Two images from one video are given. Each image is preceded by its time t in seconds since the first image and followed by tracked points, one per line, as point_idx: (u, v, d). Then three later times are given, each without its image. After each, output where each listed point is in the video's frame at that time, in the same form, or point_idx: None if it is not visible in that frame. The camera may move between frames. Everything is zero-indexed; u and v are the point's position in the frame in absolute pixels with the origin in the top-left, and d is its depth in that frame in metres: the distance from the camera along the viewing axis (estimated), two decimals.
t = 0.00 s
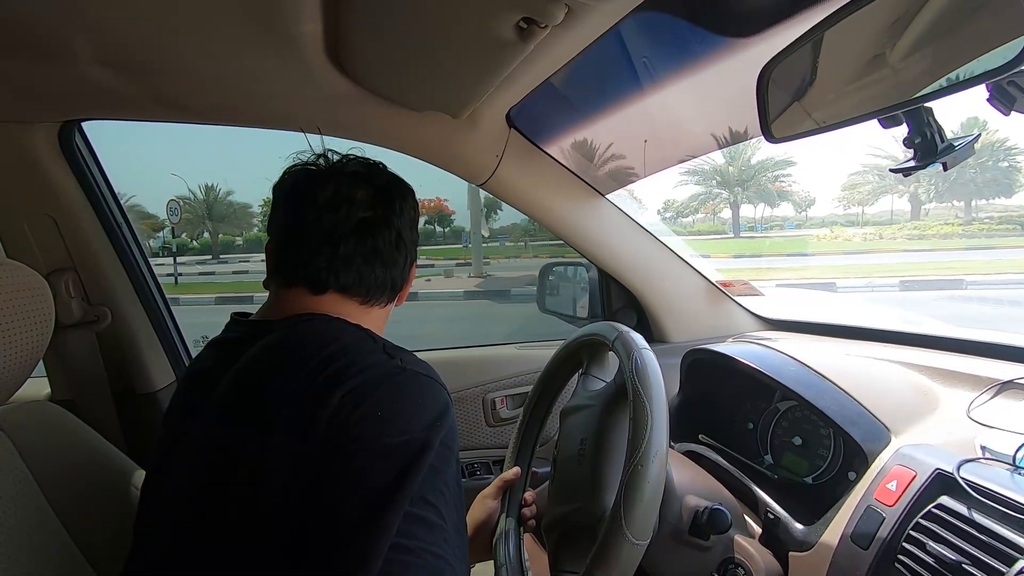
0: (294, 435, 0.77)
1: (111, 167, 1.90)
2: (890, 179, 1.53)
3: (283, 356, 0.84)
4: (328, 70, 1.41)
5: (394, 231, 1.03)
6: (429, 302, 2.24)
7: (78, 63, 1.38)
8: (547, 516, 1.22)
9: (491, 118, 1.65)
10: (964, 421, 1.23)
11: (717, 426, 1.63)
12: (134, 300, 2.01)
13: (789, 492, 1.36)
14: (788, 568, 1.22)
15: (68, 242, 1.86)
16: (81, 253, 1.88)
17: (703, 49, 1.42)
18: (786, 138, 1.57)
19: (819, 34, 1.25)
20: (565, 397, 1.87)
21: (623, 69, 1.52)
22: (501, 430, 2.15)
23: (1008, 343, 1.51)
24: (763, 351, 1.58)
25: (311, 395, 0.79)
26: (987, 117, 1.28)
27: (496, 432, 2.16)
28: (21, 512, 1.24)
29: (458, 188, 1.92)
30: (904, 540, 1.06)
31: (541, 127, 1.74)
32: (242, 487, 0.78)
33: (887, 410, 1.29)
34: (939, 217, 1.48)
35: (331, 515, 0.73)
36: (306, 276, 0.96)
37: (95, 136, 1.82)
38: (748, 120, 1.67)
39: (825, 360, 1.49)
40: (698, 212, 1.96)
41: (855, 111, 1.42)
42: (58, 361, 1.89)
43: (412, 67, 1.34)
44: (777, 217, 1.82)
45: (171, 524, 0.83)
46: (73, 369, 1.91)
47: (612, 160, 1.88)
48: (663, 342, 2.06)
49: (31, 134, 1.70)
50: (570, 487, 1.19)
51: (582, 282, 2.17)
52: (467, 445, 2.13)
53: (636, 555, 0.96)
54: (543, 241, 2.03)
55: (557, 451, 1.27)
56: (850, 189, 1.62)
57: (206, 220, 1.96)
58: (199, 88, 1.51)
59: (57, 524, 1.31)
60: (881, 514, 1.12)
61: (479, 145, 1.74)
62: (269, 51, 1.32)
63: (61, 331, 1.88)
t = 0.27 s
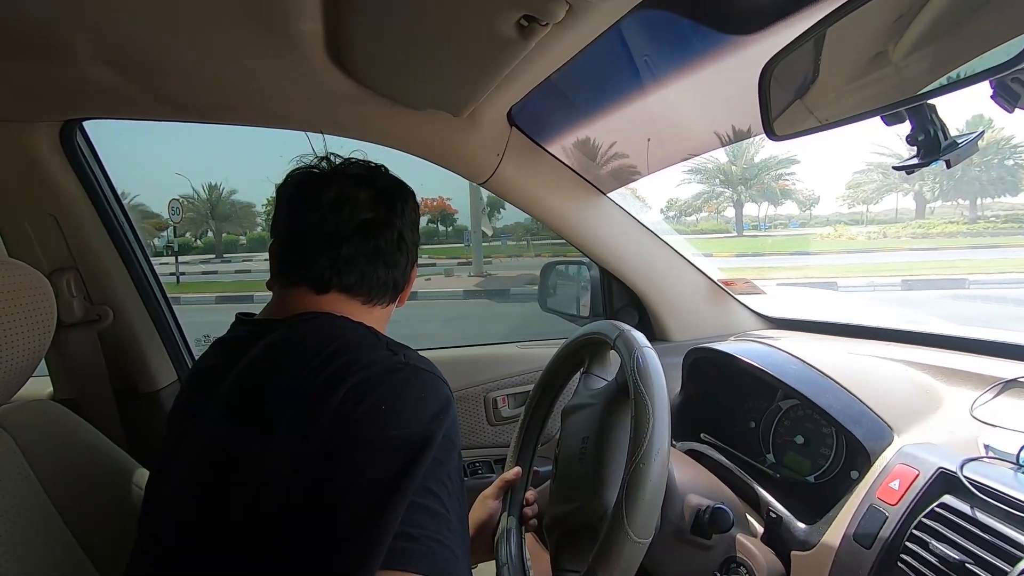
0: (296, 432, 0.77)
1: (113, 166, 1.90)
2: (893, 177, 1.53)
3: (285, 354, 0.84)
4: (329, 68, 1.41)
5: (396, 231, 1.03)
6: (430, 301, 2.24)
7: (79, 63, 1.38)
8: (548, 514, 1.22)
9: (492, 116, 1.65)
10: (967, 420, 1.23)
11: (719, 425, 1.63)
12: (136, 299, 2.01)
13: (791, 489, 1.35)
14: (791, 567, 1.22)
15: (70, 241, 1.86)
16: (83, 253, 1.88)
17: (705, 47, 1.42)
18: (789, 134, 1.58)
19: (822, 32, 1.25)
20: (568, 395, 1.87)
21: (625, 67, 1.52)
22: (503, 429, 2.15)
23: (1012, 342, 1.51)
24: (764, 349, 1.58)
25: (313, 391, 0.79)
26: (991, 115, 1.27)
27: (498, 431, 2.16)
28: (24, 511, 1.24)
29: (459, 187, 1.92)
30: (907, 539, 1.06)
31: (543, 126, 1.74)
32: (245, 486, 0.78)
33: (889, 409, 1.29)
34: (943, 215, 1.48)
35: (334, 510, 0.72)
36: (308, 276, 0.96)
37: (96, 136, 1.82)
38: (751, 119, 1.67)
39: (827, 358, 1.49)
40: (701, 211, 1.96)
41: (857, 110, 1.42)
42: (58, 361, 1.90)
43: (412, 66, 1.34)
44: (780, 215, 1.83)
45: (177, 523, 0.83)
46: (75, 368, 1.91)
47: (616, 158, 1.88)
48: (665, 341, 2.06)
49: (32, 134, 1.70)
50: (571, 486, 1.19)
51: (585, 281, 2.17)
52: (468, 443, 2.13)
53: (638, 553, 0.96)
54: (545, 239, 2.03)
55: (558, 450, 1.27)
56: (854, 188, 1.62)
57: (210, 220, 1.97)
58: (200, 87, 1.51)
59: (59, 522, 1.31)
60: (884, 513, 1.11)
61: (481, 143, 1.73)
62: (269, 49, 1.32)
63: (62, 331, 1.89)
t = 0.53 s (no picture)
0: (289, 430, 0.77)
1: (113, 164, 1.90)
2: (898, 175, 1.52)
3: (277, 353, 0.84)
4: (327, 64, 1.40)
5: (379, 223, 1.01)
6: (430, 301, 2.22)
7: (78, 61, 1.38)
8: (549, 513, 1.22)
9: (493, 114, 1.64)
10: (970, 419, 1.22)
11: (720, 424, 1.63)
12: (137, 298, 2.01)
13: (794, 490, 1.35)
14: (793, 568, 1.21)
15: (69, 240, 1.86)
16: (83, 250, 1.88)
17: (706, 44, 1.41)
18: (793, 130, 1.55)
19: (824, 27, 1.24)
20: (569, 393, 1.87)
21: (625, 64, 1.51)
22: (504, 428, 2.15)
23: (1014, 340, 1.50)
24: (766, 347, 1.57)
25: (305, 390, 0.79)
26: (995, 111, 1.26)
27: (499, 430, 2.15)
28: (24, 511, 1.24)
29: (460, 185, 1.92)
30: (910, 539, 1.05)
31: (544, 124, 1.73)
32: (242, 484, 0.77)
33: (892, 407, 1.28)
34: (948, 214, 1.46)
35: (327, 508, 0.72)
36: (290, 276, 0.97)
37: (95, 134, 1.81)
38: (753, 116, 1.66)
39: (830, 357, 1.48)
40: (704, 209, 1.94)
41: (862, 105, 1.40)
42: (58, 360, 1.90)
43: (412, 63, 1.34)
44: (784, 214, 1.81)
45: (178, 522, 0.83)
46: (76, 366, 1.91)
47: (620, 156, 1.88)
48: (666, 340, 2.05)
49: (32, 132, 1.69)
50: (572, 485, 1.18)
51: (585, 278, 2.17)
52: (469, 442, 2.12)
53: (639, 553, 0.96)
54: (547, 237, 2.03)
55: (558, 449, 1.26)
56: (859, 185, 1.59)
57: (212, 219, 2.00)
58: (199, 85, 1.50)
59: (60, 522, 1.31)
60: (887, 512, 1.11)
61: (481, 140, 1.72)
62: (269, 47, 1.31)
63: (62, 330, 1.89)
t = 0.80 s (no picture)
0: (258, 435, 0.76)
1: (112, 162, 1.90)
2: (899, 174, 1.53)
3: (252, 357, 0.84)
4: (326, 62, 1.39)
5: (325, 211, 1.02)
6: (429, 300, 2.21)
7: (76, 58, 1.37)
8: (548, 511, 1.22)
9: (492, 111, 1.64)
10: (970, 417, 1.22)
11: (720, 423, 1.62)
12: (136, 296, 2.01)
13: (794, 489, 1.35)
14: (793, 566, 1.21)
15: (68, 238, 1.86)
16: (82, 249, 1.88)
17: (705, 41, 1.41)
18: (791, 128, 1.56)
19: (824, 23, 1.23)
20: (569, 391, 1.86)
21: (624, 61, 1.50)
22: (503, 426, 2.15)
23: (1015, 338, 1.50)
24: (765, 345, 1.57)
25: (275, 395, 0.79)
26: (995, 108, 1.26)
27: (498, 428, 2.15)
28: (23, 509, 1.24)
29: (459, 183, 1.92)
30: (910, 537, 1.05)
31: (542, 122, 1.73)
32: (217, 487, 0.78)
33: (893, 405, 1.28)
34: (949, 211, 1.46)
35: (292, 516, 0.72)
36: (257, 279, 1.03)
37: (94, 131, 1.81)
38: (754, 113, 1.65)
39: (829, 355, 1.48)
40: (704, 207, 1.95)
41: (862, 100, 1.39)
42: (57, 358, 1.90)
43: (410, 61, 1.33)
44: (784, 212, 1.81)
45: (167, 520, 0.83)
46: (76, 365, 1.91)
47: (620, 154, 1.88)
48: (666, 338, 2.05)
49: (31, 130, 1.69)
50: (571, 482, 1.18)
51: (585, 276, 2.16)
52: (469, 440, 2.12)
53: (638, 552, 0.96)
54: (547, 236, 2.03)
55: (557, 447, 1.26)
56: (859, 183, 1.59)
57: (213, 218, 2.00)
58: (198, 83, 1.50)
59: (58, 520, 1.31)
60: (886, 510, 1.11)
61: (481, 136, 1.72)
62: (267, 45, 1.31)
63: (61, 328, 1.89)
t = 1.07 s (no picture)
0: (235, 446, 0.76)
1: (112, 159, 1.90)
2: (900, 171, 1.51)
3: (232, 367, 0.84)
4: (327, 59, 1.39)
5: (298, 207, 1.01)
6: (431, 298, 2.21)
7: (77, 56, 1.37)
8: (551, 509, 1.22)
9: (494, 108, 1.64)
10: (975, 413, 1.21)
11: (723, 420, 1.63)
12: (138, 294, 2.01)
13: (799, 486, 1.35)
14: (796, 563, 1.21)
15: (69, 237, 1.86)
16: (83, 247, 1.88)
17: (706, 37, 1.41)
18: (794, 124, 1.55)
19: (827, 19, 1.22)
20: (570, 389, 1.86)
21: (624, 58, 1.50)
22: (506, 424, 2.15)
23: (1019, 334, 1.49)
24: (767, 342, 1.57)
25: (255, 407, 0.79)
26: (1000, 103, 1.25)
27: (501, 425, 2.15)
28: (26, 507, 1.24)
29: (461, 180, 1.92)
30: (914, 533, 1.05)
31: (544, 119, 1.73)
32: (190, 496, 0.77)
33: (897, 402, 1.28)
34: (950, 209, 1.46)
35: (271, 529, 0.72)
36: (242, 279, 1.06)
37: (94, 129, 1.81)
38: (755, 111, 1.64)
39: (831, 352, 1.48)
40: (705, 206, 1.94)
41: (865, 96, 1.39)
42: (59, 357, 1.90)
43: (411, 58, 1.33)
44: (785, 209, 1.80)
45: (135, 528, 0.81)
46: (78, 364, 1.91)
47: (621, 152, 1.87)
48: (668, 335, 2.05)
49: (32, 128, 1.70)
50: (576, 478, 1.18)
51: (587, 273, 2.17)
52: (471, 438, 2.12)
53: (640, 550, 0.95)
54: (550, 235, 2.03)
55: (561, 444, 1.26)
56: (860, 181, 1.61)
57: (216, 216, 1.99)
58: (199, 81, 1.50)
59: (62, 517, 1.31)
60: (891, 506, 1.11)
61: (482, 133, 1.72)
62: (269, 42, 1.31)
63: (63, 327, 1.89)
